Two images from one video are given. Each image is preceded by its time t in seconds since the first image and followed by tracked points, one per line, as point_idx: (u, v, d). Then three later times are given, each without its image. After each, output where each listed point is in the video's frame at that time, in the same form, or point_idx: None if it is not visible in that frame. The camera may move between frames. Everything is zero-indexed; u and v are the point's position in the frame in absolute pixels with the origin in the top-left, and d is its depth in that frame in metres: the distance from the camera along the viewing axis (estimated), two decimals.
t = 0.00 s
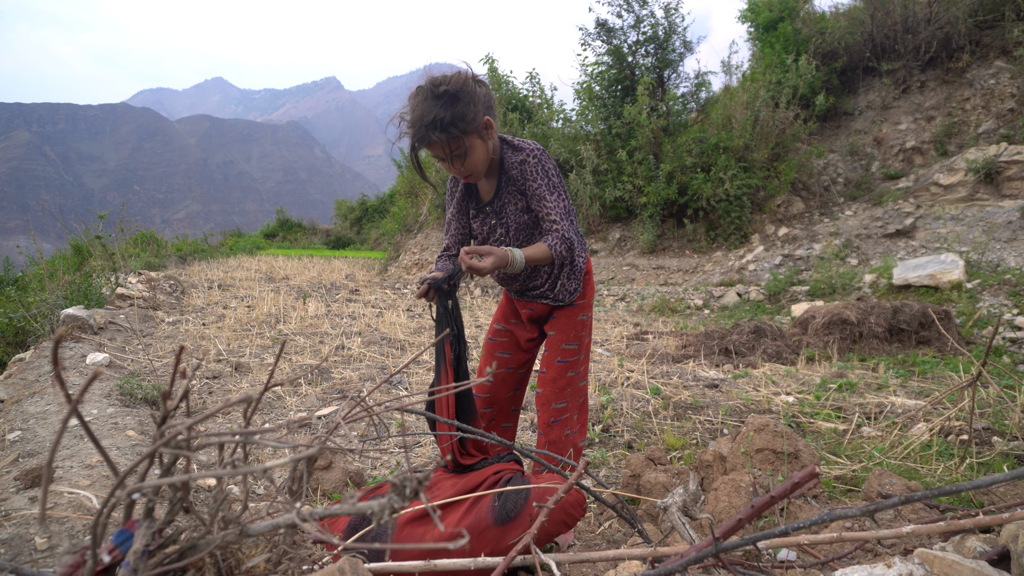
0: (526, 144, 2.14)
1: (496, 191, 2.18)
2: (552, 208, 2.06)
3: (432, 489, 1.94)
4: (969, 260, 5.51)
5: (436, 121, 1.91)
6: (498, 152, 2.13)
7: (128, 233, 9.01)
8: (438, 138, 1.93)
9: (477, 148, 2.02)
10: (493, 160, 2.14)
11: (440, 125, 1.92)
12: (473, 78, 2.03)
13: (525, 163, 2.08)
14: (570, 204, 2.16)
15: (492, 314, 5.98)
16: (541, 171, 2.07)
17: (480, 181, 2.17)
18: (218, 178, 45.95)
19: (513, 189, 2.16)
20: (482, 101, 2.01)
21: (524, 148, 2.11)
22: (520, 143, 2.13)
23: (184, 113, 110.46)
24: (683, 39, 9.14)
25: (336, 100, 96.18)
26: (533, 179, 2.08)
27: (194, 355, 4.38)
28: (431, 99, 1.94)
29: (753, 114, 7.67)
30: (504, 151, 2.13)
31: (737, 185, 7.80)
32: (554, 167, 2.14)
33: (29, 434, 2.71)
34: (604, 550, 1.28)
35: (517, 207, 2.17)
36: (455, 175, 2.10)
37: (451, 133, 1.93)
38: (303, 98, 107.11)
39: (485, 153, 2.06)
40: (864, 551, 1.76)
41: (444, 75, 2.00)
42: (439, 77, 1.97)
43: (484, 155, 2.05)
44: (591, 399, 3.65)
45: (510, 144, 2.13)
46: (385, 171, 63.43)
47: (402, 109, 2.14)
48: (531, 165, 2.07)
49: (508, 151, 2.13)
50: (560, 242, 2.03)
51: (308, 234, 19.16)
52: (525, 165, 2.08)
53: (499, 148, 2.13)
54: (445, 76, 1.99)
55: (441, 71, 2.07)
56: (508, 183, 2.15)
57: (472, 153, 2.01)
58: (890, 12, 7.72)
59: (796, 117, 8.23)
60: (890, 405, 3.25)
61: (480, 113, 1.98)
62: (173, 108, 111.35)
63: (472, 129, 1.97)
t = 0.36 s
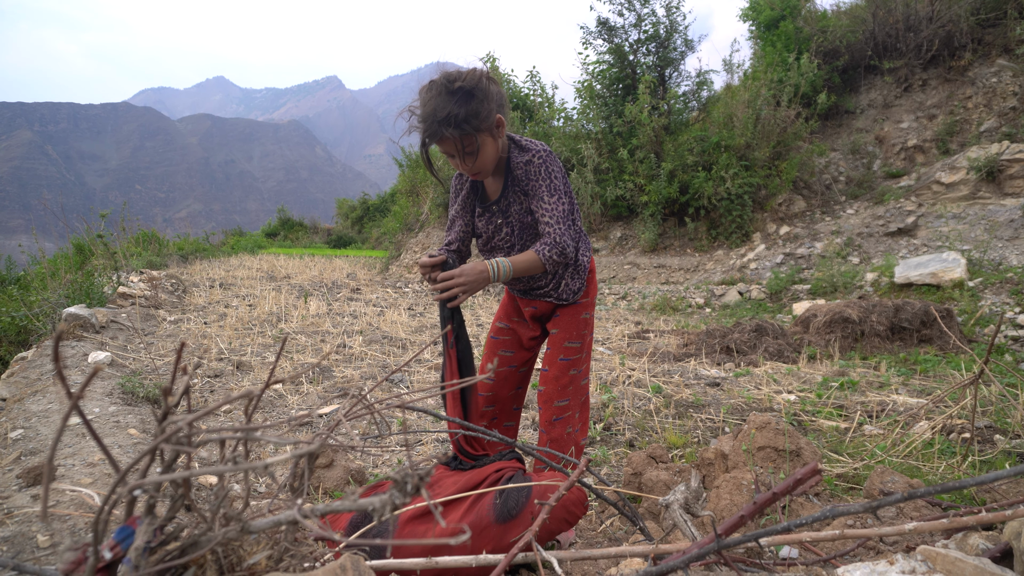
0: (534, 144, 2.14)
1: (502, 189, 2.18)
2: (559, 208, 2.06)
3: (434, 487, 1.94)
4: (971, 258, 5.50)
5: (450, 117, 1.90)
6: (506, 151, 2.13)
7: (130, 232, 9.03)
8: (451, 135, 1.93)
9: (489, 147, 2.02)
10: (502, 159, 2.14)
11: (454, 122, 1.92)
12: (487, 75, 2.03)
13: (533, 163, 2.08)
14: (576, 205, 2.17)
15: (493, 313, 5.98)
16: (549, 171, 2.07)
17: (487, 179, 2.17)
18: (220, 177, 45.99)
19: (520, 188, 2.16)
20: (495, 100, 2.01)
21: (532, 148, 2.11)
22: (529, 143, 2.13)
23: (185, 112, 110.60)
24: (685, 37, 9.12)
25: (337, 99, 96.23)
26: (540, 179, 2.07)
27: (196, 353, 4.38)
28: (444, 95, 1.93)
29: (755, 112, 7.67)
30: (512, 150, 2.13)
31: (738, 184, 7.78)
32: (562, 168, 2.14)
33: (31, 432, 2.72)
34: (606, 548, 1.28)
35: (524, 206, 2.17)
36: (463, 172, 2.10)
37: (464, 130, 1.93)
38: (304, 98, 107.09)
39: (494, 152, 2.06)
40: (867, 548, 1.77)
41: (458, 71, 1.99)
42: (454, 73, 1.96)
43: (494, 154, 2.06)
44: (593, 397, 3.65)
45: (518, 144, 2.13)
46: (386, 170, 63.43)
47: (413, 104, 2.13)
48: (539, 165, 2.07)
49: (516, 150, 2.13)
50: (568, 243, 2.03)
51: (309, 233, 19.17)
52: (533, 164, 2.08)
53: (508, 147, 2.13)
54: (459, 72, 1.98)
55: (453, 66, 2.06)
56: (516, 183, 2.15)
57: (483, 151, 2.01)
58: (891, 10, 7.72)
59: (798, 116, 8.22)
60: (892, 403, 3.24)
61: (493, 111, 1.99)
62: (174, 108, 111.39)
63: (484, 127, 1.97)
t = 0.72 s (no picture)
0: (537, 142, 2.13)
1: (504, 188, 2.18)
2: (563, 205, 2.05)
3: (434, 485, 1.94)
4: (971, 257, 5.49)
5: (450, 115, 1.90)
6: (508, 149, 2.13)
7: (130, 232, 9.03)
8: (452, 133, 1.92)
9: (491, 145, 2.01)
10: (505, 157, 2.13)
11: (454, 120, 1.91)
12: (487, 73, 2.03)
13: (536, 161, 2.07)
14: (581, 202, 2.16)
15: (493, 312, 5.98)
16: (551, 168, 2.07)
17: (489, 178, 2.17)
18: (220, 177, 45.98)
19: (523, 187, 2.15)
20: (496, 97, 2.01)
21: (534, 146, 2.11)
22: (532, 141, 2.13)
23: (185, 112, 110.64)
24: (685, 36, 9.11)
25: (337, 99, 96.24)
26: (543, 176, 2.07)
27: (196, 352, 4.39)
28: (445, 93, 1.93)
29: (755, 111, 7.66)
30: (514, 148, 2.13)
31: (738, 183, 7.78)
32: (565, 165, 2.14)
33: (32, 431, 2.72)
34: (607, 546, 1.28)
35: (527, 204, 2.17)
36: (466, 171, 2.10)
37: (465, 127, 1.92)
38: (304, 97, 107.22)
39: (496, 150, 2.05)
40: (868, 546, 1.77)
41: (458, 70, 1.99)
42: (454, 72, 1.96)
43: (495, 152, 2.05)
44: (593, 396, 3.65)
45: (520, 142, 2.13)
46: (386, 170, 63.42)
47: (414, 104, 2.13)
48: (542, 163, 2.07)
49: (518, 148, 2.13)
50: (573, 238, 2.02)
51: (310, 232, 19.18)
52: (535, 162, 2.08)
53: (510, 146, 2.13)
54: (459, 70, 1.98)
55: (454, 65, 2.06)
56: (519, 181, 2.14)
57: (485, 149, 2.01)
58: (892, 9, 7.72)
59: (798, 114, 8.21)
60: (893, 402, 3.24)
61: (493, 108, 1.98)
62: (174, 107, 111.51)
63: (485, 124, 1.96)
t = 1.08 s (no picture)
0: (535, 140, 2.13)
1: (506, 189, 2.18)
2: (563, 200, 2.03)
3: (433, 486, 1.93)
4: (971, 257, 5.50)
5: (444, 119, 1.91)
6: (507, 149, 2.13)
7: (129, 231, 9.01)
8: (447, 136, 1.92)
9: (487, 145, 2.01)
10: (504, 157, 2.13)
11: (447, 123, 1.91)
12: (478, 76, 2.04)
13: (536, 159, 2.08)
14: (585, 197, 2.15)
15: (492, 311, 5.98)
16: (551, 165, 2.06)
17: (489, 180, 2.17)
18: (219, 176, 45.94)
19: (524, 186, 2.15)
20: (489, 98, 2.01)
21: (533, 145, 2.11)
22: (530, 139, 2.13)
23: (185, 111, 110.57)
24: (685, 36, 9.10)
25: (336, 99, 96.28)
26: (542, 172, 2.07)
27: (195, 352, 4.38)
28: (438, 97, 1.94)
29: (755, 111, 7.66)
30: (514, 148, 2.13)
31: (738, 183, 7.78)
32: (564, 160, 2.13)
33: (31, 431, 2.72)
34: (606, 547, 1.28)
35: (529, 204, 2.17)
36: (464, 173, 2.10)
37: (459, 129, 1.92)
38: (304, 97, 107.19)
39: (493, 150, 2.05)
40: (867, 547, 1.77)
41: (450, 74, 2.00)
42: (446, 76, 1.97)
43: (493, 152, 2.05)
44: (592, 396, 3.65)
45: (519, 142, 2.13)
46: (385, 169, 63.40)
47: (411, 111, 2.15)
48: (541, 160, 2.07)
49: (517, 148, 2.13)
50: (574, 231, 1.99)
51: (309, 231, 19.15)
52: (535, 160, 2.08)
53: (508, 146, 2.13)
54: (450, 73, 1.99)
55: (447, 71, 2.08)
56: (519, 180, 2.14)
57: (481, 149, 2.00)
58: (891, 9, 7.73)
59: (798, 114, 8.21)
60: (892, 402, 3.24)
61: (486, 109, 1.98)
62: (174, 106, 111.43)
63: (479, 125, 1.96)
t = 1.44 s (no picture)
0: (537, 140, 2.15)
1: (506, 189, 2.17)
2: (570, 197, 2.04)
3: (432, 486, 1.93)
4: (969, 259, 5.51)
5: (443, 118, 1.92)
6: (508, 149, 2.13)
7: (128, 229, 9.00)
8: (446, 133, 1.93)
9: (487, 143, 2.01)
10: (505, 157, 2.13)
11: (447, 120, 1.92)
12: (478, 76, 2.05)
13: (539, 157, 2.08)
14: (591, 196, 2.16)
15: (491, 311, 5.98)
16: (554, 163, 2.07)
17: (490, 180, 2.17)
18: (218, 174, 45.87)
19: (525, 185, 2.14)
20: (489, 98, 2.02)
21: (536, 144, 2.13)
22: (532, 139, 2.15)
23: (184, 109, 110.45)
24: (685, 37, 9.11)
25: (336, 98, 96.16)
26: (546, 168, 2.07)
27: (194, 351, 4.38)
28: (438, 97, 1.95)
29: (754, 112, 7.66)
30: (515, 148, 2.14)
31: (737, 183, 7.79)
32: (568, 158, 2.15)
33: (29, 429, 2.71)
34: (604, 549, 1.28)
35: (530, 203, 2.15)
36: (464, 173, 2.10)
37: (459, 128, 1.93)
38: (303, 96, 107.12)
39: (494, 150, 2.05)
40: (865, 549, 1.77)
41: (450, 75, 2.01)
42: (446, 76, 1.98)
43: (493, 151, 2.05)
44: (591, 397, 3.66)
45: (520, 141, 2.15)
46: (384, 168, 63.36)
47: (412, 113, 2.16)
48: (545, 157, 2.07)
49: (518, 148, 2.14)
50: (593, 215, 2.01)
51: (308, 230, 19.13)
52: (538, 158, 2.09)
53: (510, 146, 2.14)
54: (451, 73, 2.01)
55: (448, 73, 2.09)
56: (520, 179, 2.13)
57: (481, 148, 2.00)
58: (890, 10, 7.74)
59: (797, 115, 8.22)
60: (891, 404, 3.24)
61: (487, 107, 1.99)
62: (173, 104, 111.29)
63: (479, 123, 1.97)
